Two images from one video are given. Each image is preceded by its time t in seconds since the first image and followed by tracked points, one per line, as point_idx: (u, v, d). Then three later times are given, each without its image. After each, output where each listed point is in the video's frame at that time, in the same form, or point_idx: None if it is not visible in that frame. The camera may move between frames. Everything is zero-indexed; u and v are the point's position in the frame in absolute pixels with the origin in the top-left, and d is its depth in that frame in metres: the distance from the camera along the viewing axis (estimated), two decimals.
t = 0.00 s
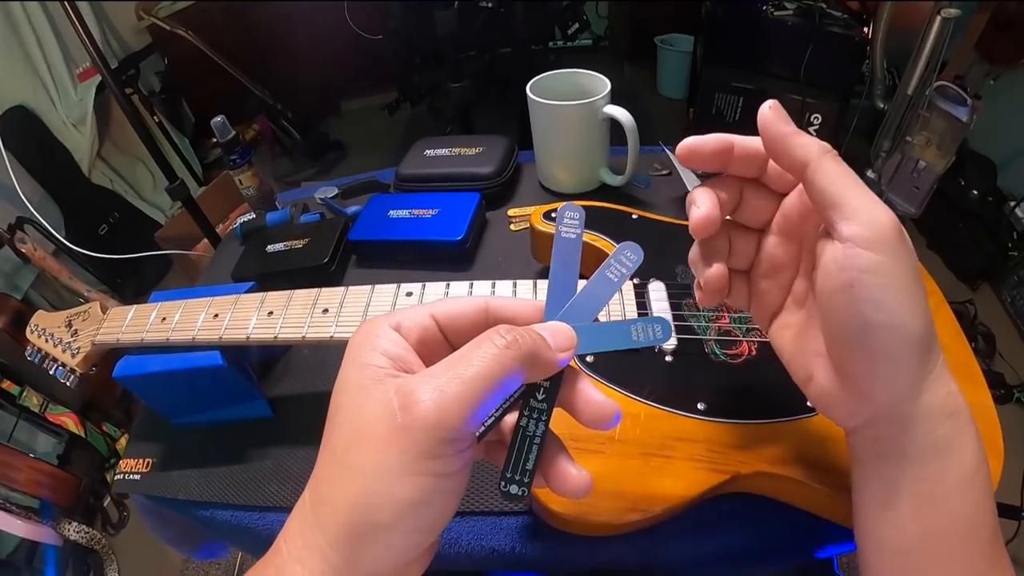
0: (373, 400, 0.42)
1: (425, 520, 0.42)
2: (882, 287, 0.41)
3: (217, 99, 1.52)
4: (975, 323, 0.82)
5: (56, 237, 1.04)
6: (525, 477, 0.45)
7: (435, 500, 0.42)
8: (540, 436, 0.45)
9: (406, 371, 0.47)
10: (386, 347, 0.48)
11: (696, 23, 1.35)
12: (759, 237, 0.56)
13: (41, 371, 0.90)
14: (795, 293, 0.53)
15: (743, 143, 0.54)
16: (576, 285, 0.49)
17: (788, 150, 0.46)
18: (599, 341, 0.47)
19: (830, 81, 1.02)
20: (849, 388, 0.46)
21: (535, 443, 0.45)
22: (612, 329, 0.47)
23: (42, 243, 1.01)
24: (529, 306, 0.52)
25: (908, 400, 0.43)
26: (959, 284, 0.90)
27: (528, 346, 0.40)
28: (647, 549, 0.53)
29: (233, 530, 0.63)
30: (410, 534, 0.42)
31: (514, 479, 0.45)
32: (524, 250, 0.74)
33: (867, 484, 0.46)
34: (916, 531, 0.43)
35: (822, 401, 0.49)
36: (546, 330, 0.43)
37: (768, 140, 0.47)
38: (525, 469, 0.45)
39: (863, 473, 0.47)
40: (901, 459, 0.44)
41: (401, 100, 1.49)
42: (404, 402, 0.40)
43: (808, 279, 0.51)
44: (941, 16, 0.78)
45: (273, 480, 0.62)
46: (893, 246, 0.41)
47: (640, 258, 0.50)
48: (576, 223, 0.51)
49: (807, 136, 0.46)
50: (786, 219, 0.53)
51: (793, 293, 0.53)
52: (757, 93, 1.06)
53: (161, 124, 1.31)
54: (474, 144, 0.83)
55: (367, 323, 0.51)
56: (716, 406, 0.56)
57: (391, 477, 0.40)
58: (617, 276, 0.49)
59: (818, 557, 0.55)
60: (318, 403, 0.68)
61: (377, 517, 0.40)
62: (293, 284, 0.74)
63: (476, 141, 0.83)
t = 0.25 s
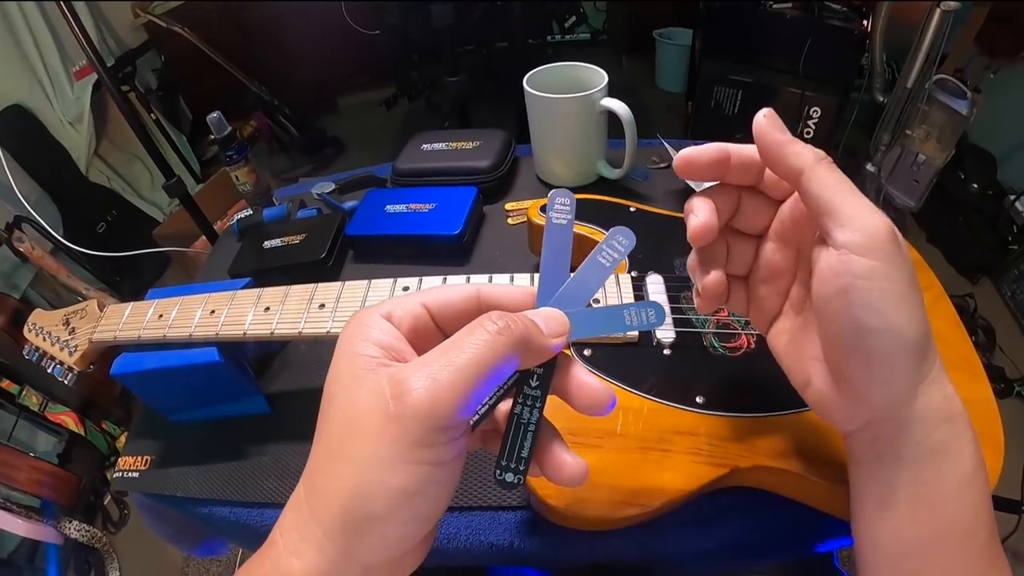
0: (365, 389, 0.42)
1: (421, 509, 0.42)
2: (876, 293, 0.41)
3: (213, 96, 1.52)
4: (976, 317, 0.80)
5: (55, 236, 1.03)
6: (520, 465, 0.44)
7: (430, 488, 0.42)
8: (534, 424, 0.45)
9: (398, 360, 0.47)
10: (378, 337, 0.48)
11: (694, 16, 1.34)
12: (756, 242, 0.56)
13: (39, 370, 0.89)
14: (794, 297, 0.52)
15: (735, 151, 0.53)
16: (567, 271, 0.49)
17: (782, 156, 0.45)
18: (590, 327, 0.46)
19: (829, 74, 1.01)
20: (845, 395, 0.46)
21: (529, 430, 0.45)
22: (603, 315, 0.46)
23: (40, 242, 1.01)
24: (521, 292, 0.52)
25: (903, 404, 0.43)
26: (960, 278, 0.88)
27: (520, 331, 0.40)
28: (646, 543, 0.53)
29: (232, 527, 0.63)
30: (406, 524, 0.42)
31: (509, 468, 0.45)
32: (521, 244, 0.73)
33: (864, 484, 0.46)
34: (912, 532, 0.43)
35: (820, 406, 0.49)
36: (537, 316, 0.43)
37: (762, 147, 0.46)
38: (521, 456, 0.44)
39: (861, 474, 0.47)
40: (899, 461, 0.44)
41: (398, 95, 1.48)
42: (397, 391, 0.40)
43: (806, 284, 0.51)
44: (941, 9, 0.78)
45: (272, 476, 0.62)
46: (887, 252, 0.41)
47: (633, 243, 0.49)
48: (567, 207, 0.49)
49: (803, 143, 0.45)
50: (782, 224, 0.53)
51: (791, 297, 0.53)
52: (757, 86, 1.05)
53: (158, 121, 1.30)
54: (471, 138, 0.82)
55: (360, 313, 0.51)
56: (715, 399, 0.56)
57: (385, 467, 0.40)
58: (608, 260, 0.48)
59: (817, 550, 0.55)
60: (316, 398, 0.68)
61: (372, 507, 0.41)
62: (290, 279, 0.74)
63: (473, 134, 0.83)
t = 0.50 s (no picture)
0: (359, 395, 0.42)
1: (415, 510, 0.43)
2: (865, 305, 0.41)
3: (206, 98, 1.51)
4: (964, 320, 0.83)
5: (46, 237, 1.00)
6: (511, 467, 0.44)
7: (424, 491, 0.42)
8: (524, 427, 0.45)
9: (392, 365, 0.46)
10: (371, 342, 0.47)
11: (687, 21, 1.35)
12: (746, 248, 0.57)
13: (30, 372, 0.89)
14: (779, 305, 0.53)
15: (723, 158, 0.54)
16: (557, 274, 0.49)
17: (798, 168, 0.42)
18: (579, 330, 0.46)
19: (822, 79, 1.02)
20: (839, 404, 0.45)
21: (520, 433, 0.45)
22: (591, 319, 0.46)
23: (31, 243, 0.98)
24: (510, 299, 0.53)
25: (893, 409, 0.43)
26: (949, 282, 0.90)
27: (511, 336, 0.40)
28: (639, 547, 0.53)
29: (224, 531, 0.63)
30: (400, 526, 0.43)
31: (500, 470, 0.44)
32: (514, 247, 0.74)
33: (853, 490, 0.46)
34: (902, 538, 0.43)
35: (807, 414, 0.48)
36: (528, 321, 0.43)
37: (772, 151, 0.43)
38: (511, 459, 0.44)
39: (851, 479, 0.47)
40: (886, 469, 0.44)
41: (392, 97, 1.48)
42: (390, 396, 0.40)
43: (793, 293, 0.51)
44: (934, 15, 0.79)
45: (264, 481, 0.62)
46: (882, 265, 0.41)
47: (621, 249, 0.50)
48: (553, 215, 0.51)
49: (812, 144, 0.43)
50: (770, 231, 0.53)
51: (777, 304, 0.53)
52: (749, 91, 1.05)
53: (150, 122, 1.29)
54: (464, 142, 0.82)
55: (351, 319, 0.50)
56: (707, 404, 0.56)
57: (379, 471, 0.40)
58: (596, 266, 0.49)
59: (808, 554, 0.55)
60: (308, 402, 0.68)
61: (366, 511, 0.41)
62: (282, 283, 0.73)
63: (466, 138, 0.83)
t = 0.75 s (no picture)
0: (349, 385, 0.42)
1: (403, 503, 0.43)
2: (979, 329, 0.38)
3: (201, 98, 1.51)
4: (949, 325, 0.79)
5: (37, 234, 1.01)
6: (502, 458, 0.45)
7: (413, 483, 0.42)
8: (515, 418, 0.45)
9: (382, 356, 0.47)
10: (361, 333, 0.47)
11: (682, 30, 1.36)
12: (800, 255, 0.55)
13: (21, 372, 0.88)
14: (840, 289, 0.49)
15: (795, 151, 0.56)
16: (547, 269, 0.50)
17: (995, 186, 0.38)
18: (569, 323, 0.47)
19: (816, 90, 1.03)
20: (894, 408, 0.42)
21: (511, 425, 0.45)
22: (581, 312, 0.48)
23: (23, 240, 0.99)
24: (501, 290, 0.53)
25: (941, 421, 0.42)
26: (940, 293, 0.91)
27: (500, 328, 0.41)
28: (636, 555, 0.53)
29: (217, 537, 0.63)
30: (390, 517, 0.43)
31: (491, 462, 0.45)
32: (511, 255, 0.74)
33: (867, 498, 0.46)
34: (913, 551, 0.43)
35: (845, 407, 0.45)
36: (518, 314, 0.44)
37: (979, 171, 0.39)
38: (502, 450, 0.45)
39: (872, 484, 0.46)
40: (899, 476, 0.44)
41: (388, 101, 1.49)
42: (380, 386, 0.41)
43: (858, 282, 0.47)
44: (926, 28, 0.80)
45: (259, 487, 0.62)
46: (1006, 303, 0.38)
47: (611, 241, 0.50)
48: (544, 207, 0.51)
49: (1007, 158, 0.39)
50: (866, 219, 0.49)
51: (838, 287, 0.49)
52: (743, 101, 1.06)
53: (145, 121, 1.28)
54: (461, 149, 0.83)
55: (342, 312, 0.51)
56: (704, 415, 0.56)
57: (368, 461, 0.40)
58: (585, 259, 0.50)
59: (802, 564, 0.55)
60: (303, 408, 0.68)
61: (355, 501, 0.41)
62: (277, 289, 0.73)
63: (464, 145, 0.83)
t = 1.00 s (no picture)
0: (349, 369, 0.42)
1: (403, 488, 0.42)
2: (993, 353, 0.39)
3: (202, 91, 1.50)
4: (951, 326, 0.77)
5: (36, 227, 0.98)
6: (506, 443, 0.44)
7: (413, 468, 0.42)
8: (518, 403, 0.45)
9: (382, 341, 0.46)
10: (361, 318, 0.47)
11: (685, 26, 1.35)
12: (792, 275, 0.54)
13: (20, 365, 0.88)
14: (840, 312, 0.48)
15: (789, 174, 0.57)
16: (546, 254, 0.50)
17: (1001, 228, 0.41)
18: (572, 304, 0.47)
19: (821, 87, 1.02)
20: (909, 429, 0.42)
21: (514, 410, 0.45)
22: (583, 293, 0.48)
23: (22, 233, 0.96)
24: (503, 274, 0.53)
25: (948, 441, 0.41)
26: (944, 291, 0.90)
27: (500, 310, 0.41)
28: (641, 551, 0.53)
29: (218, 531, 0.62)
30: (389, 503, 0.42)
31: (495, 447, 0.44)
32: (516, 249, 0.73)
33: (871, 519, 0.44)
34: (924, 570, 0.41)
35: (848, 432, 0.44)
36: (520, 298, 0.44)
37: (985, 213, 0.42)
38: (506, 435, 0.44)
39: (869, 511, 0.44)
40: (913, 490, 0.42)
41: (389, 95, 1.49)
42: (380, 369, 0.40)
43: (862, 305, 0.47)
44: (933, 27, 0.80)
45: (261, 480, 0.62)
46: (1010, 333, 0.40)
47: (610, 222, 0.50)
48: (542, 191, 0.50)
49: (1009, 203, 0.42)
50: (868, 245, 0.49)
51: (837, 310, 0.48)
52: (748, 97, 1.05)
53: (146, 114, 1.28)
54: (467, 141, 0.82)
55: (342, 297, 0.50)
56: (713, 409, 0.56)
57: (367, 444, 0.40)
58: (586, 241, 0.49)
59: (808, 560, 0.55)
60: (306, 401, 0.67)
61: (354, 485, 0.40)
62: (281, 281, 0.73)
63: (469, 138, 0.83)
